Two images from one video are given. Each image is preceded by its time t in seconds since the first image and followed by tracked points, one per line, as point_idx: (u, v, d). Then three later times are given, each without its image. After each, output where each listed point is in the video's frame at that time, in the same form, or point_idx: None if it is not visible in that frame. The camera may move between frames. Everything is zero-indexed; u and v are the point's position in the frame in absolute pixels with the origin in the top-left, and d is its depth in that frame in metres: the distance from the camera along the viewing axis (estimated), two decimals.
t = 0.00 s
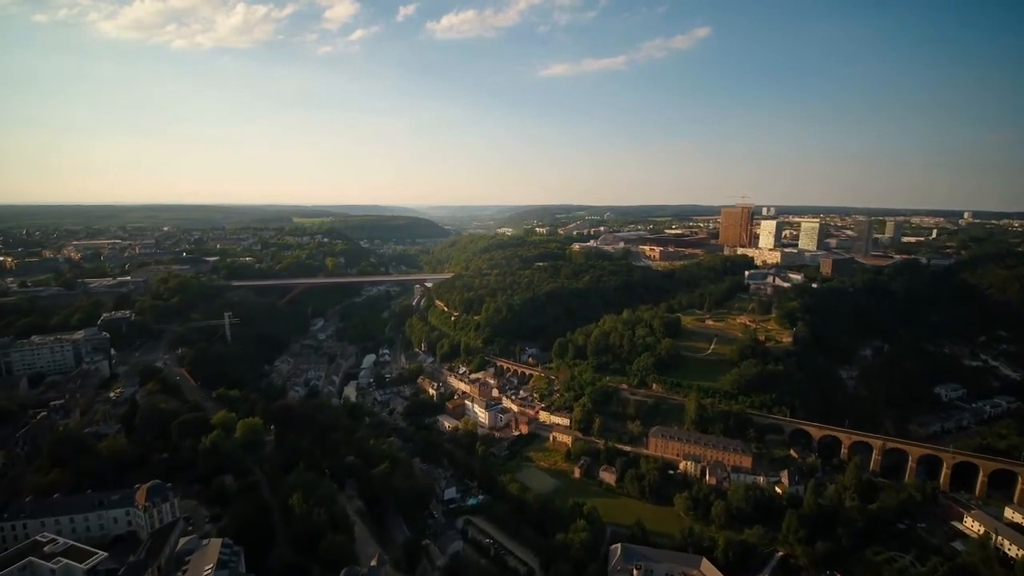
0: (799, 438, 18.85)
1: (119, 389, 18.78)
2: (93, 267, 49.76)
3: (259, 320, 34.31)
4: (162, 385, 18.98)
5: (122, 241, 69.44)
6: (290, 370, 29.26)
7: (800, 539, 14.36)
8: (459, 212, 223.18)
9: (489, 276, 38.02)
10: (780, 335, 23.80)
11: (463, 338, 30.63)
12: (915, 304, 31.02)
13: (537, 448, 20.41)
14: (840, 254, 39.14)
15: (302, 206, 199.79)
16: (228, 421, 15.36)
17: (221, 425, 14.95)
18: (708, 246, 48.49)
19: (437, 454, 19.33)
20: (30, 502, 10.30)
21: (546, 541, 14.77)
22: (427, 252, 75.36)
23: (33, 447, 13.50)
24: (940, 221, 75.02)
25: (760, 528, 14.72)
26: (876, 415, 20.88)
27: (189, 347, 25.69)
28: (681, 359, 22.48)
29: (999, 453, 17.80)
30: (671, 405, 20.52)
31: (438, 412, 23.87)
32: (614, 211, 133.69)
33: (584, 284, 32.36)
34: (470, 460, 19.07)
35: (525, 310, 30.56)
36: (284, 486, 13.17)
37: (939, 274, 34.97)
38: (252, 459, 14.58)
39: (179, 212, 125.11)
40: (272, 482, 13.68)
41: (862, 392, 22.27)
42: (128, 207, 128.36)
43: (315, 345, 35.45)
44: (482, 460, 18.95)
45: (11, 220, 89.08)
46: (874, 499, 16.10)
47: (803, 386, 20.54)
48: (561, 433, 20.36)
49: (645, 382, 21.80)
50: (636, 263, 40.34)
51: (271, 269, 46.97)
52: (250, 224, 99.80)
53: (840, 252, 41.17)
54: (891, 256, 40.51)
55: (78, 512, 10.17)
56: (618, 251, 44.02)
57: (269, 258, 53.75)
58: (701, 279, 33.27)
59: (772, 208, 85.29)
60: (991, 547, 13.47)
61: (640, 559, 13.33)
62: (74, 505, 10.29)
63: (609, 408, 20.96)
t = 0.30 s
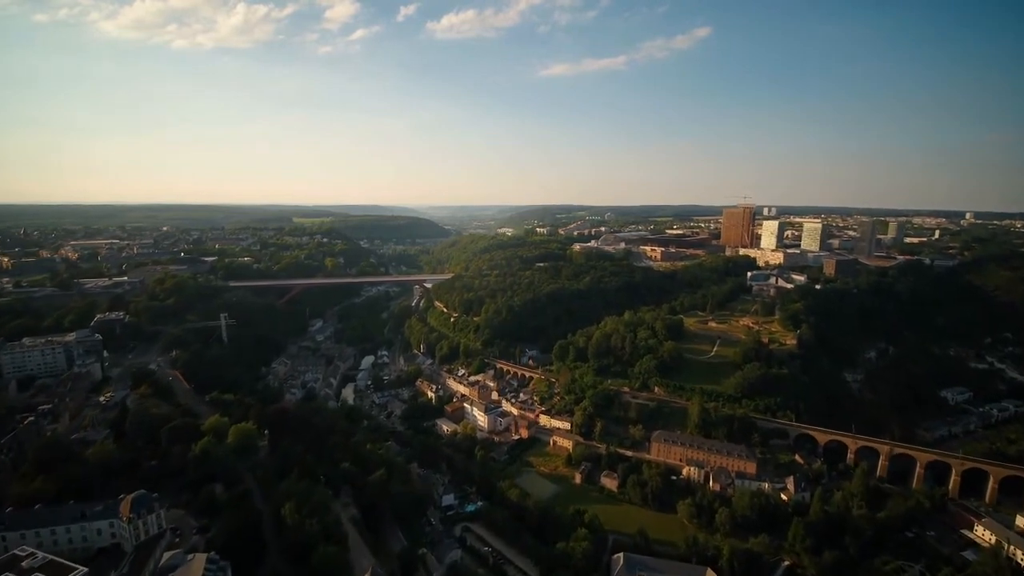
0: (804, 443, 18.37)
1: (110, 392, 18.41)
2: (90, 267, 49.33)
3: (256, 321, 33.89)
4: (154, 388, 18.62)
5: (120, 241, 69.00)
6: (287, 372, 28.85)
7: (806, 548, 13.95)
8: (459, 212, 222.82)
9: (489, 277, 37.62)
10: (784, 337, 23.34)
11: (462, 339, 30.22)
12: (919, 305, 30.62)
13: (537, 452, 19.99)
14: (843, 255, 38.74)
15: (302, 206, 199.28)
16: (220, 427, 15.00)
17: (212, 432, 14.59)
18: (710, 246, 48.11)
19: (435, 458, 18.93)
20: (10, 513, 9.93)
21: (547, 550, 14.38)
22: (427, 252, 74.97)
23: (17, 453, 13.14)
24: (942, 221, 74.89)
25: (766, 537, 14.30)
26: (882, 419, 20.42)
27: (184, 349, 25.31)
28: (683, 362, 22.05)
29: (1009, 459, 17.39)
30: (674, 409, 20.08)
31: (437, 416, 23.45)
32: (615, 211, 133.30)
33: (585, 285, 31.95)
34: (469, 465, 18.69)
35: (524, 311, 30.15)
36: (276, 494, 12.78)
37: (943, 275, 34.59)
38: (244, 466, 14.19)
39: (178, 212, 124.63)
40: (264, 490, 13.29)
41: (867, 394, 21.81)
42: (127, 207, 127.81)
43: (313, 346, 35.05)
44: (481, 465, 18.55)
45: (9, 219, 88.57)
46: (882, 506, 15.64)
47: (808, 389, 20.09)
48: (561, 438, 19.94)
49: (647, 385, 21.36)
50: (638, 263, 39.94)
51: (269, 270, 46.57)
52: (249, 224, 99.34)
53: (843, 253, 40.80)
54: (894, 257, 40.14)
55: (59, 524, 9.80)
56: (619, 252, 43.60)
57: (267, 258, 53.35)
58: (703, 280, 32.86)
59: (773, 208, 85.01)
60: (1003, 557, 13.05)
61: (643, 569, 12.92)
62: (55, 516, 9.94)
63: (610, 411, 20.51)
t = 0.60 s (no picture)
0: (812, 449, 17.86)
1: (105, 395, 18.17)
2: (91, 267, 49.15)
3: (256, 322, 33.54)
4: (149, 391, 18.35)
5: (121, 241, 68.84)
6: (286, 374, 28.52)
7: (815, 558, 13.55)
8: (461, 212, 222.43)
9: (491, 278, 37.25)
10: (791, 339, 22.88)
11: (463, 341, 29.85)
12: (927, 307, 30.12)
13: (539, 457, 19.60)
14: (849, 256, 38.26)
15: (304, 206, 199.09)
16: (216, 432, 14.72)
17: (207, 438, 14.32)
18: (714, 246, 47.66)
19: (435, 463, 18.56)
20: None
21: (549, 559, 14.03)
22: (429, 252, 74.62)
23: (7, 460, 12.87)
24: (948, 221, 74.32)
25: (774, 546, 13.89)
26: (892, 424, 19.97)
27: (182, 350, 25.03)
28: (688, 365, 21.62)
29: None
30: (679, 412, 19.66)
31: (437, 419, 23.08)
32: (618, 210, 132.75)
33: (588, 286, 31.57)
34: (470, 470, 18.33)
35: (527, 312, 29.77)
36: (271, 502, 12.46)
37: (951, 276, 34.06)
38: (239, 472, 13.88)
39: (181, 211, 124.49)
40: (260, 499, 12.99)
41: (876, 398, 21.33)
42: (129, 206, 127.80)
43: (313, 347, 34.73)
44: (482, 470, 18.20)
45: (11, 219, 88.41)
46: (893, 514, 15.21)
47: (815, 392, 19.65)
48: (563, 442, 19.52)
49: (651, 388, 20.95)
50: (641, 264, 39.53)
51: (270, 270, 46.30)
52: (251, 224, 99.04)
53: (849, 254, 40.30)
54: (900, 257, 39.63)
55: (45, 535, 9.51)
56: (623, 252, 43.20)
57: (268, 258, 53.07)
58: (708, 281, 32.45)
59: (777, 208, 84.44)
60: (1020, 569, 12.60)
61: None
62: (41, 526, 9.66)
63: (614, 415, 20.12)
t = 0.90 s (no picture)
0: (826, 456, 17.35)
1: (105, 397, 17.99)
2: (97, 267, 49.19)
3: (260, 322, 33.33)
4: (150, 393, 18.13)
5: (129, 240, 69.01)
6: (290, 375, 28.27)
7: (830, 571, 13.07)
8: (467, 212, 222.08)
9: (497, 278, 36.87)
10: (803, 342, 22.31)
11: (468, 342, 29.49)
12: (942, 309, 29.44)
13: (544, 462, 19.19)
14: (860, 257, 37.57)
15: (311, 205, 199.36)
16: (215, 436, 14.45)
17: (206, 442, 14.05)
18: (722, 247, 47.05)
19: (439, 468, 18.21)
20: None
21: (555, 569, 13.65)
22: (435, 253, 74.35)
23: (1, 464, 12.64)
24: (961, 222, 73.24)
25: (787, 557, 13.41)
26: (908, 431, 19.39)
27: (184, 351, 24.83)
28: (697, 368, 21.13)
29: None
30: (688, 417, 19.18)
31: (441, 422, 22.72)
32: (625, 210, 132.07)
33: (595, 287, 31.12)
34: (474, 475, 17.97)
35: (532, 313, 29.37)
36: (269, 511, 12.16)
37: (966, 277, 33.30)
38: (237, 477, 13.60)
39: (188, 211, 124.66)
40: (258, 506, 12.70)
41: (891, 403, 20.66)
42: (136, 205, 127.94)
43: (318, 347, 34.50)
44: (486, 476, 17.83)
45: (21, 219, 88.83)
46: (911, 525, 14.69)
47: (828, 398, 19.04)
48: (569, 446, 19.09)
49: (659, 392, 20.48)
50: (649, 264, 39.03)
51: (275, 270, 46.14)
52: (258, 224, 99.15)
53: (860, 255, 39.60)
54: (914, 259, 38.89)
55: (34, 545, 9.24)
56: (630, 252, 42.69)
57: (274, 258, 52.94)
58: (717, 282, 31.91)
59: (786, 208, 83.55)
60: None
61: None
62: (30, 535, 9.36)
63: (621, 420, 19.68)
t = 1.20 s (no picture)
0: (840, 462, 16.86)
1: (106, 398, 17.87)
2: (105, 267, 49.29)
3: (266, 322, 33.17)
4: (151, 395, 17.97)
5: (137, 240, 69.28)
6: (294, 376, 28.07)
7: None
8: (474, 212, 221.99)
9: (503, 279, 36.54)
10: (815, 345, 21.78)
11: (474, 344, 29.15)
12: (958, 311, 28.74)
13: (550, 466, 18.81)
14: (873, 258, 36.89)
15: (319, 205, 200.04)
16: (215, 440, 14.24)
17: (206, 446, 13.84)
18: (731, 247, 46.45)
19: (443, 472, 17.89)
20: None
21: None
22: (442, 252, 74.09)
23: None
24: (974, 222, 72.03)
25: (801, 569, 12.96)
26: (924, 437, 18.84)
27: (188, 352, 24.66)
28: (707, 371, 20.66)
29: None
30: (698, 421, 18.74)
31: (446, 424, 22.41)
32: (632, 210, 131.30)
33: (602, 288, 30.70)
34: (478, 480, 17.63)
35: (539, 314, 28.99)
36: (268, 519, 11.90)
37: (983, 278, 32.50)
38: (237, 481, 13.37)
39: (197, 211, 125.28)
40: (257, 512, 12.45)
41: (906, 409, 20.01)
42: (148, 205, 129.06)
43: (323, 348, 34.31)
44: (492, 481, 17.49)
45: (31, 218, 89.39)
46: (930, 536, 14.15)
47: (841, 403, 18.47)
48: (576, 451, 18.70)
49: (668, 396, 20.05)
50: (657, 265, 38.54)
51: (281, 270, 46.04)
52: (266, 223, 99.18)
53: (872, 256, 38.89)
54: (927, 259, 38.13)
55: (25, 553, 9.02)
56: (638, 253, 42.20)
57: (280, 258, 52.86)
58: (726, 283, 31.40)
59: (796, 208, 82.57)
60: None
61: None
62: (23, 544, 9.15)
63: (629, 424, 19.27)
